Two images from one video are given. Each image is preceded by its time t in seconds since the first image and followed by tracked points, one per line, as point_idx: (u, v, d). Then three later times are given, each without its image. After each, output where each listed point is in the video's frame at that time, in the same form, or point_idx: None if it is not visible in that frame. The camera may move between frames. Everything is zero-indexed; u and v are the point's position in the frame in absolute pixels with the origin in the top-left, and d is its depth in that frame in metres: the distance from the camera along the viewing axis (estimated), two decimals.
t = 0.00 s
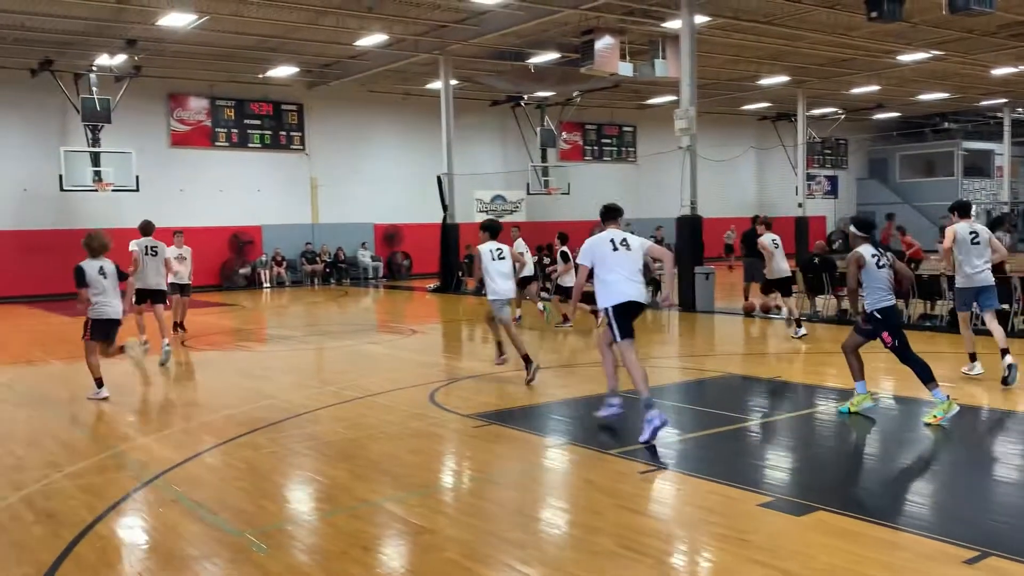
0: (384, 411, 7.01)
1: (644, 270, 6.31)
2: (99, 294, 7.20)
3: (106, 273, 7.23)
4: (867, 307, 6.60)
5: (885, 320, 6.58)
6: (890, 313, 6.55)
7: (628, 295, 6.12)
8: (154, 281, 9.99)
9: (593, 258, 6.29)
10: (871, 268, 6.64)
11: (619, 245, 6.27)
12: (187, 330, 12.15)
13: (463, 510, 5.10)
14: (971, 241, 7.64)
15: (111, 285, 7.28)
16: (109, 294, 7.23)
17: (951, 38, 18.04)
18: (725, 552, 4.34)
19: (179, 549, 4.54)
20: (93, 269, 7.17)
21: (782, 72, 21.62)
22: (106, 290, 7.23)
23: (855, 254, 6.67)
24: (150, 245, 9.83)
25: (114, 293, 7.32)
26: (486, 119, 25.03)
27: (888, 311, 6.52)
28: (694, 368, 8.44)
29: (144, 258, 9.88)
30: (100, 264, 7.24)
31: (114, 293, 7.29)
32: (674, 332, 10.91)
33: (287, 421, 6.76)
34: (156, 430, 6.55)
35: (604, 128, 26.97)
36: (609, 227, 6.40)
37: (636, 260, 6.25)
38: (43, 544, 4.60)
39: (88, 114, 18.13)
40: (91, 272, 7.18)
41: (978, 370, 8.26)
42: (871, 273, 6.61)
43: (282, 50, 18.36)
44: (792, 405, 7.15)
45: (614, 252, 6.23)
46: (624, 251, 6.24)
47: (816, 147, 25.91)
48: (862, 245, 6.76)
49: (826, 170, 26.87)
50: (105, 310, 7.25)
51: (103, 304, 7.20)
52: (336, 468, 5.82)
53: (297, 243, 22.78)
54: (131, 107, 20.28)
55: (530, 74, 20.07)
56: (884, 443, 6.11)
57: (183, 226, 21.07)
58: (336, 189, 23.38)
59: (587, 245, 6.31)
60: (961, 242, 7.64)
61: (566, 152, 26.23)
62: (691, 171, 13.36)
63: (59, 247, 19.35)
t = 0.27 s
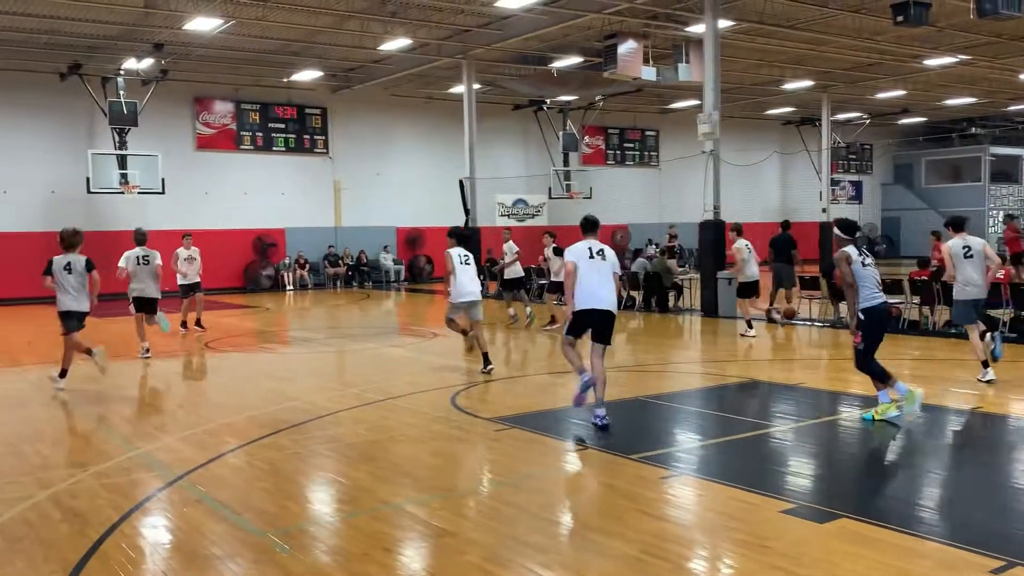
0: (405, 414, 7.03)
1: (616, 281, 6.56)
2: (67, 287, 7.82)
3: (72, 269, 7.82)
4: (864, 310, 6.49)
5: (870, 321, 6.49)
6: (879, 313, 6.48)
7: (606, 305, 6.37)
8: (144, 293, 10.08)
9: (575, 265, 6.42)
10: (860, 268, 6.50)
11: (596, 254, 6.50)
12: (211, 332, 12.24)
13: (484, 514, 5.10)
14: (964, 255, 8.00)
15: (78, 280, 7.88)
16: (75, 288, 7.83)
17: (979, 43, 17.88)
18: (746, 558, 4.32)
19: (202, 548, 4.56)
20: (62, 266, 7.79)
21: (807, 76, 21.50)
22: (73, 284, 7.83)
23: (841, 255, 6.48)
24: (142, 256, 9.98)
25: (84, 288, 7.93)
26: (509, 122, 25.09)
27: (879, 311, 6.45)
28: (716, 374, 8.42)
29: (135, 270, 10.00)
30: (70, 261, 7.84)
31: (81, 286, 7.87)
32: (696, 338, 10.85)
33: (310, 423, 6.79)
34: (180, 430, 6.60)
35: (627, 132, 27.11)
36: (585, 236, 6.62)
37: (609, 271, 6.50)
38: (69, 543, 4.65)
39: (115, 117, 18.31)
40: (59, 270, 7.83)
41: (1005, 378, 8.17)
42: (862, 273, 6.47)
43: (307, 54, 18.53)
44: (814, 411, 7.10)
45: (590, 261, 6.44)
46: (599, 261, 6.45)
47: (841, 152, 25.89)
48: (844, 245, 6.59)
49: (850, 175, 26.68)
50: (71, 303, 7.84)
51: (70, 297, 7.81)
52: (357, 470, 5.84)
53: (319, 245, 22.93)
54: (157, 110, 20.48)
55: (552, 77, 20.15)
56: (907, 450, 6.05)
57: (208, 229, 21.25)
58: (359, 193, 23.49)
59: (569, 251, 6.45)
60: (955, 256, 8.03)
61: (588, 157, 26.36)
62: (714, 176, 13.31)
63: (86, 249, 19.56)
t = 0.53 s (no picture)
0: (420, 414, 7.05)
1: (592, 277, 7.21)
2: (45, 282, 8.34)
3: (52, 265, 8.39)
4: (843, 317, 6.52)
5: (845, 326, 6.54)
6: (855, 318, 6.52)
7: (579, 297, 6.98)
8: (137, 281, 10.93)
9: (550, 263, 7.10)
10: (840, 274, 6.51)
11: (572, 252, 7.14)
12: (229, 330, 12.33)
13: (499, 514, 5.09)
14: (953, 256, 8.47)
15: (54, 277, 8.40)
16: (53, 281, 8.39)
17: (1001, 44, 17.73)
18: (762, 561, 4.30)
19: (219, 546, 4.59)
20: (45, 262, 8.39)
21: (825, 77, 21.39)
22: (52, 278, 8.39)
23: (824, 260, 6.50)
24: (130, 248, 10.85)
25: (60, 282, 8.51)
26: (526, 122, 25.11)
27: (855, 319, 6.49)
28: (732, 376, 8.39)
29: (125, 261, 10.85)
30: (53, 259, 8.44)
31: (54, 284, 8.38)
32: (712, 339, 10.81)
33: (327, 422, 6.82)
34: (198, 428, 6.65)
35: (645, 133, 27.17)
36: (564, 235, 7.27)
37: (585, 268, 7.15)
38: (89, 538, 4.69)
39: (135, 116, 18.44)
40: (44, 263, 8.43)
41: None
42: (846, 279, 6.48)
43: (325, 54, 18.62)
44: (831, 414, 7.05)
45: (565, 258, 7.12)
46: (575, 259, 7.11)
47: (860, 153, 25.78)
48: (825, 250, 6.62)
49: (869, 176, 26.53)
50: (50, 296, 8.39)
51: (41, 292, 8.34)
52: (373, 469, 5.86)
53: (337, 244, 23.05)
54: (177, 110, 20.63)
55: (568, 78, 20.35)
56: (925, 454, 6.00)
57: (226, 228, 21.38)
58: (376, 192, 23.58)
59: (546, 251, 7.11)
60: (944, 257, 8.48)
61: (604, 157, 26.44)
62: (732, 177, 13.26)
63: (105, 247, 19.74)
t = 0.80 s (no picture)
0: (442, 409, 7.07)
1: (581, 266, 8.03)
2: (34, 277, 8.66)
3: (38, 260, 8.66)
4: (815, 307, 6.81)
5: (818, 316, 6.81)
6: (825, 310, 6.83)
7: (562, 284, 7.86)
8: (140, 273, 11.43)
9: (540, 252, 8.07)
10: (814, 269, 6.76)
11: (559, 243, 8.00)
12: (252, 325, 12.46)
13: (519, 509, 5.11)
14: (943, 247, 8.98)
15: (43, 272, 8.67)
16: (40, 277, 8.67)
17: None
18: (784, 559, 4.28)
19: (243, 537, 4.63)
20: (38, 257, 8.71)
21: (851, 75, 21.22)
22: (39, 274, 8.67)
23: (799, 252, 6.73)
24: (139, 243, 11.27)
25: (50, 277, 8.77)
26: (549, 119, 25.12)
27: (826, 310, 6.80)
28: (755, 374, 8.35)
29: (134, 254, 11.32)
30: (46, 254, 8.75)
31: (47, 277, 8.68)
32: (735, 338, 10.78)
33: (349, 416, 6.86)
34: (222, 421, 6.72)
35: (667, 130, 26.97)
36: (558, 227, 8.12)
37: (573, 256, 7.96)
38: (116, 528, 4.75)
39: (160, 112, 18.63)
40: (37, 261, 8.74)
41: None
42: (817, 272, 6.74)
43: (349, 50, 18.74)
44: (854, 413, 7.01)
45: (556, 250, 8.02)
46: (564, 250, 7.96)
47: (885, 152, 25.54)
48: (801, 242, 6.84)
49: (894, 175, 26.28)
50: (36, 291, 8.68)
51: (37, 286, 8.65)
52: (394, 463, 5.89)
53: (359, 241, 23.18)
54: (202, 106, 20.82)
55: (590, 75, 20.04)
56: (948, 454, 5.96)
57: (249, 223, 21.54)
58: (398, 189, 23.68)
59: (537, 243, 8.10)
60: (936, 247, 8.95)
61: (626, 154, 26.37)
62: (756, 174, 13.20)
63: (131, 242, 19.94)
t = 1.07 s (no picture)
0: (475, 402, 7.10)
1: (589, 258, 8.72)
2: (48, 269, 9.27)
3: (52, 254, 9.27)
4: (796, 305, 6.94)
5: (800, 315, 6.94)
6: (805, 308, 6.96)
7: (579, 274, 8.47)
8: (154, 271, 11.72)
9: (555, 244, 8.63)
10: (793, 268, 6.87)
11: (574, 238, 8.65)
12: (288, 316, 12.60)
13: (552, 502, 5.11)
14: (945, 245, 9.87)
15: (57, 264, 9.30)
16: (54, 270, 9.29)
17: None
18: (820, 556, 4.24)
19: (279, 525, 4.68)
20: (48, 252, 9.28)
21: (890, 68, 20.95)
22: (52, 266, 9.28)
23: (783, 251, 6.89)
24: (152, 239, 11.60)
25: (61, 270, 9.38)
26: (583, 113, 25.21)
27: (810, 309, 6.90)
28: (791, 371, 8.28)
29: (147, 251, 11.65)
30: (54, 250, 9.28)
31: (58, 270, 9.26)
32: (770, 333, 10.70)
33: (383, 408, 6.91)
34: (258, 411, 6.80)
35: (702, 124, 27.13)
36: (567, 222, 8.78)
37: (583, 248, 8.66)
38: (155, 514, 4.83)
39: (201, 106, 19.16)
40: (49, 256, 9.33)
41: None
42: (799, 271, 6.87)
43: (385, 44, 18.92)
44: (891, 412, 6.92)
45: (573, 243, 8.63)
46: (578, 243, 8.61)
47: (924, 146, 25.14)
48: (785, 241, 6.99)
49: (933, 169, 25.87)
50: (51, 283, 9.31)
51: (48, 278, 9.22)
52: (428, 454, 5.92)
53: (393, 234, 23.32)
54: (240, 100, 21.06)
55: (625, 68, 19.75)
56: (987, 453, 5.86)
57: (284, 216, 21.77)
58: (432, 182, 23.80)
59: (551, 236, 8.64)
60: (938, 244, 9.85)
61: (662, 148, 26.34)
62: (793, 169, 13.03)
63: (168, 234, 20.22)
